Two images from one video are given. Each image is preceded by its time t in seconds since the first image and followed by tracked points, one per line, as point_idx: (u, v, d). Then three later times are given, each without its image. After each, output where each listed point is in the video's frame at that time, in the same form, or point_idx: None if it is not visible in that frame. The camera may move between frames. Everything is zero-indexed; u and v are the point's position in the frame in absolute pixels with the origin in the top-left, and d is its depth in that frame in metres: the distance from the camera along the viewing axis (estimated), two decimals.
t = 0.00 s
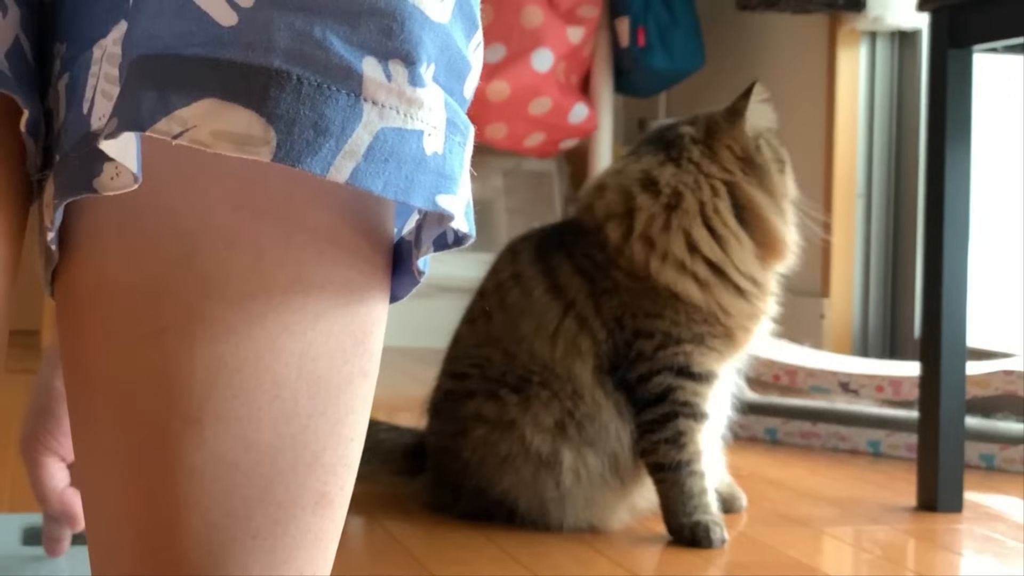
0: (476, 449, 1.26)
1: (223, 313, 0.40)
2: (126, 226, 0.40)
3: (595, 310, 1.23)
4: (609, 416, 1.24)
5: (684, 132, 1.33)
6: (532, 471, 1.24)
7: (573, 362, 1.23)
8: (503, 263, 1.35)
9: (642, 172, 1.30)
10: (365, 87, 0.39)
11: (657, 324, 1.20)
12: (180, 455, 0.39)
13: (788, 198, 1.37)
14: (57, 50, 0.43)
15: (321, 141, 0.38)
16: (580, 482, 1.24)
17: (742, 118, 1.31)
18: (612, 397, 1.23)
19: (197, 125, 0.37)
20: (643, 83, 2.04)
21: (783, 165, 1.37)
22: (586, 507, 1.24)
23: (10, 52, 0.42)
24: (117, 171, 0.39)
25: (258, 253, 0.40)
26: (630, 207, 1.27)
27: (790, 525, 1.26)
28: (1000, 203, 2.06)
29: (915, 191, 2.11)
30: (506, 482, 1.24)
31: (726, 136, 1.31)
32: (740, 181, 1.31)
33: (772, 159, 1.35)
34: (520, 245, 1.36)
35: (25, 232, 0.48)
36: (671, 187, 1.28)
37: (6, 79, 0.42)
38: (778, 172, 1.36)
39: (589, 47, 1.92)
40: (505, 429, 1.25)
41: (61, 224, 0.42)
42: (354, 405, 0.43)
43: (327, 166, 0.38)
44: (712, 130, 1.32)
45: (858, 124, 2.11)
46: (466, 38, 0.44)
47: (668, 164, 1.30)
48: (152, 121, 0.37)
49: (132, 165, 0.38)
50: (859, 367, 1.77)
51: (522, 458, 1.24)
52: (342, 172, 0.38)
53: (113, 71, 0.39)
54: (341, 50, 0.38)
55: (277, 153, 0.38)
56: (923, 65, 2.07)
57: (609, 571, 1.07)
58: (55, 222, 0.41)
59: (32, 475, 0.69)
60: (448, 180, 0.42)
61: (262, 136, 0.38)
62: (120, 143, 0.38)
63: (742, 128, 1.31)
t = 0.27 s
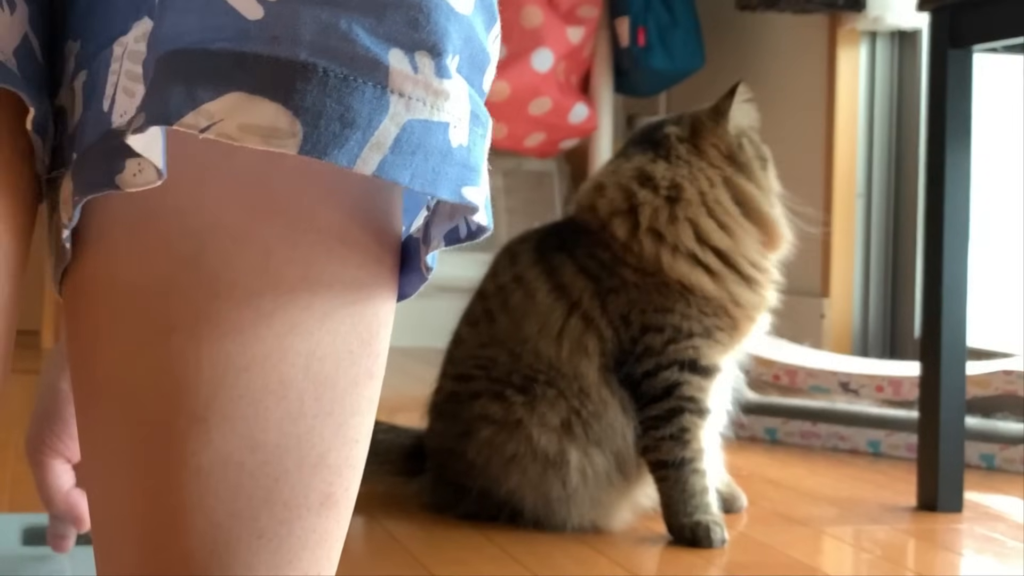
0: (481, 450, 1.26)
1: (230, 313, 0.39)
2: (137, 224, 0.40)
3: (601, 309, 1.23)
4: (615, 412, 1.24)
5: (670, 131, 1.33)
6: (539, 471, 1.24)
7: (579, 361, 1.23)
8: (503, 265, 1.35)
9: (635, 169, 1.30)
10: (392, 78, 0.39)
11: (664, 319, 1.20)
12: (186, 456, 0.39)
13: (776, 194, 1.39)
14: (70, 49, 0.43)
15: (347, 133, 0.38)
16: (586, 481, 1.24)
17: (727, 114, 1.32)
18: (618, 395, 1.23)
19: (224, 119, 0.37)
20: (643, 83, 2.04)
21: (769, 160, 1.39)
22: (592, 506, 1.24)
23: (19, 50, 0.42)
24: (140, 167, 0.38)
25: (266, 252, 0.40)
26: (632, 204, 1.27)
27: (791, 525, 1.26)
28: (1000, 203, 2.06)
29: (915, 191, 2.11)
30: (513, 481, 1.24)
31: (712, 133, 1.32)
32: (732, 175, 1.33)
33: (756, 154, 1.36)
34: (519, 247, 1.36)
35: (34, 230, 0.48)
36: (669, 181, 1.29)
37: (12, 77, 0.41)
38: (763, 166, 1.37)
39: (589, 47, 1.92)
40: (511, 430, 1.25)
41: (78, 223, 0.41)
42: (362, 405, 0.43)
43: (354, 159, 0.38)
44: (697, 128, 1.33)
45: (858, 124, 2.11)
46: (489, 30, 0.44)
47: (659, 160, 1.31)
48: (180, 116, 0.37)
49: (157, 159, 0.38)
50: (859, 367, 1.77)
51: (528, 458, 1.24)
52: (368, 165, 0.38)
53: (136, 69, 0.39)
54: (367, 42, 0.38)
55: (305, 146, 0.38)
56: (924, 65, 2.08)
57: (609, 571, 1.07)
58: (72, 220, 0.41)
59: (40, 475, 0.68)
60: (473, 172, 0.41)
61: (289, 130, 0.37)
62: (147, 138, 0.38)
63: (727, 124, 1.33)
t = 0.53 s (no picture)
0: (481, 450, 1.26)
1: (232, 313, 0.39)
2: (136, 225, 0.40)
3: (601, 309, 1.23)
4: (615, 412, 1.24)
5: (664, 132, 1.33)
6: (539, 471, 1.24)
7: (580, 361, 1.23)
8: (501, 266, 1.35)
9: (630, 171, 1.30)
10: (384, 85, 0.39)
11: (663, 320, 1.20)
12: (187, 455, 0.39)
13: (772, 193, 1.39)
14: (70, 51, 0.43)
15: (340, 140, 0.38)
16: (586, 481, 1.24)
17: (721, 115, 1.32)
18: (619, 395, 1.24)
19: (218, 125, 0.37)
20: (643, 83, 2.04)
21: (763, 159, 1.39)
22: (592, 506, 1.24)
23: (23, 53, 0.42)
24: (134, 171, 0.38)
25: (266, 252, 0.40)
26: (629, 205, 1.27)
27: (790, 525, 1.26)
28: (1000, 203, 2.06)
29: (916, 190, 2.11)
30: (513, 482, 1.24)
31: (707, 133, 1.32)
32: (725, 175, 1.32)
33: (752, 154, 1.36)
34: (517, 248, 1.36)
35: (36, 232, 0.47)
36: (663, 182, 1.29)
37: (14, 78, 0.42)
38: (759, 166, 1.37)
39: (589, 47, 1.92)
40: (512, 430, 1.25)
41: (72, 224, 0.42)
42: (361, 405, 0.43)
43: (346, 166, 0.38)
44: (692, 129, 1.32)
45: (858, 124, 2.11)
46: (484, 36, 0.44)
47: (654, 161, 1.31)
48: (174, 122, 0.36)
49: (150, 163, 0.38)
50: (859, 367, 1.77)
51: (529, 458, 1.24)
52: (361, 171, 0.38)
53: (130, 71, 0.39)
54: (359, 50, 0.38)
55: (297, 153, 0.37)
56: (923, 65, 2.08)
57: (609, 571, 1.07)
58: (67, 222, 0.41)
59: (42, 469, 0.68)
60: (468, 178, 0.41)
61: (283, 136, 0.37)
62: (139, 142, 0.37)
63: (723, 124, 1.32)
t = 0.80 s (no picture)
0: (482, 452, 1.26)
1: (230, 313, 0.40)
2: (135, 224, 0.40)
3: (602, 310, 1.23)
4: (615, 414, 1.24)
5: (674, 131, 1.32)
6: (540, 472, 1.24)
7: (581, 363, 1.23)
8: (502, 267, 1.35)
9: (635, 172, 1.30)
10: (370, 74, 0.39)
11: (663, 322, 1.20)
12: (186, 455, 0.39)
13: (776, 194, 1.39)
14: (64, 49, 0.43)
15: (326, 129, 0.38)
16: (587, 482, 1.24)
17: (730, 115, 1.32)
18: (619, 397, 1.24)
19: (203, 114, 0.37)
20: (643, 83, 2.04)
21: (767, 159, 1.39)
22: (593, 507, 1.24)
23: (9, 50, 0.42)
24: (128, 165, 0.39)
25: (263, 251, 0.40)
26: (630, 207, 1.27)
27: (790, 525, 1.26)
28: (1000, 204, 2.06)
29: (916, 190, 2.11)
30: (513, 483, 1.24)
31: (714, 134, 1.32)
32: (732, 176, 1.33)
33: (756, 155, 1.36)
34: (517, 249, 1.36)
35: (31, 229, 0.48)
36: (668, 184, 1.29)
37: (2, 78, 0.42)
38: (763, 167, 1.37)
39: (589, 47, 1.92)
40: (512, 431, 1.25)
41: (72, 221, 0.42)
42: (359, 405, 0.43)
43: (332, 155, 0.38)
44: (701, 128, 1.32)
45: (858, 124, 2.11)
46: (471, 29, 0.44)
47: (661, 162, 1.30)
48: (158, 112, 0.37)
49: (144, 158, 0.39)
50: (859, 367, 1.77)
51: (529, 460, 1.24)
52: (347, 161, 0.38)
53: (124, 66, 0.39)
54: (346, 38, 0.38)
55: (283, 143, 0.38)
56: (924, 65, 2.08)
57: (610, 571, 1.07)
58: (65, 220, 0.41)
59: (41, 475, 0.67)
60: (453, 169, 0.41)
61: (267, 125, 0.38)
62: (129, 135, 0.38)
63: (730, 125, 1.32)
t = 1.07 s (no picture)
0: (483, 451, 1.26)
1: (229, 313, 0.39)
2: (134, 225, 0.40)
3: (603, 310, 1.23)
4: (616, 414, 1.24)
5: (691, 131, 1.31)
6: (541, 472, 1.24)
7: (583, 363, 1.23)
8: (503, 266, 1.35)
9: (648, 171, 1.29)
10: (369, 86, 0.39)
11: (664, 322, 1.20)
12: (185, 454, 0.39)
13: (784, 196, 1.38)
14: (66, 51, 0.43)
15: (325, 140, 0.38)
16: (587, 482, 1.24)
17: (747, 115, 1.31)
18: (620, 397, 1.24)
19: (203, 125, 0.37)
20: (643, 83, 2.04)
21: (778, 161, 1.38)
22: (594, 507, 1.24)
23: (16, 53, 0.42)
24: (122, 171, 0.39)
25: (261, 251, 0.40)
26: (638, 207, 1.26)
27: (790, 525, 1.26)
28: (1000, 203, 2.06)
29: (916, 189, 2.11)
30: (514, 483, 1.24)
31: (730, 134, 1.31)
32: (746, 177, 1.32)
33: (768, 157, 1.36)
34: (518, 249, 1.36)
35: (31, 231, 0.48)
36: (680, 186, 1.28)
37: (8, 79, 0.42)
38: (774, 169, 1.37)
39: (589, 47, 1.92)
40: (513, 431, 1.25)
41: (68, 224, 0.42)
42: (358, 404, 0.43)
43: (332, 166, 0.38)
44: (718, 127, 1.31)
45: (858, 124, 2.11)
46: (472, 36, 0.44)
47: (676, 162, 1.29)
48: (158, 121, 0.37)
49: (138, 163, 0.38)
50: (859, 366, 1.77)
51: (530, 460, 1.24)
52: (346, 172, 0.38)
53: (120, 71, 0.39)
54: (345, 49, 0.38)
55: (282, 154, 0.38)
56: (924, 64, 2.08)
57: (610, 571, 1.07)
58: (61, 222, 0.41)
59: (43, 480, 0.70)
60: (455, 178, 0.41)
61: (267, 136, 0.38)
62: (124, 142, 0.38)
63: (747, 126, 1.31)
